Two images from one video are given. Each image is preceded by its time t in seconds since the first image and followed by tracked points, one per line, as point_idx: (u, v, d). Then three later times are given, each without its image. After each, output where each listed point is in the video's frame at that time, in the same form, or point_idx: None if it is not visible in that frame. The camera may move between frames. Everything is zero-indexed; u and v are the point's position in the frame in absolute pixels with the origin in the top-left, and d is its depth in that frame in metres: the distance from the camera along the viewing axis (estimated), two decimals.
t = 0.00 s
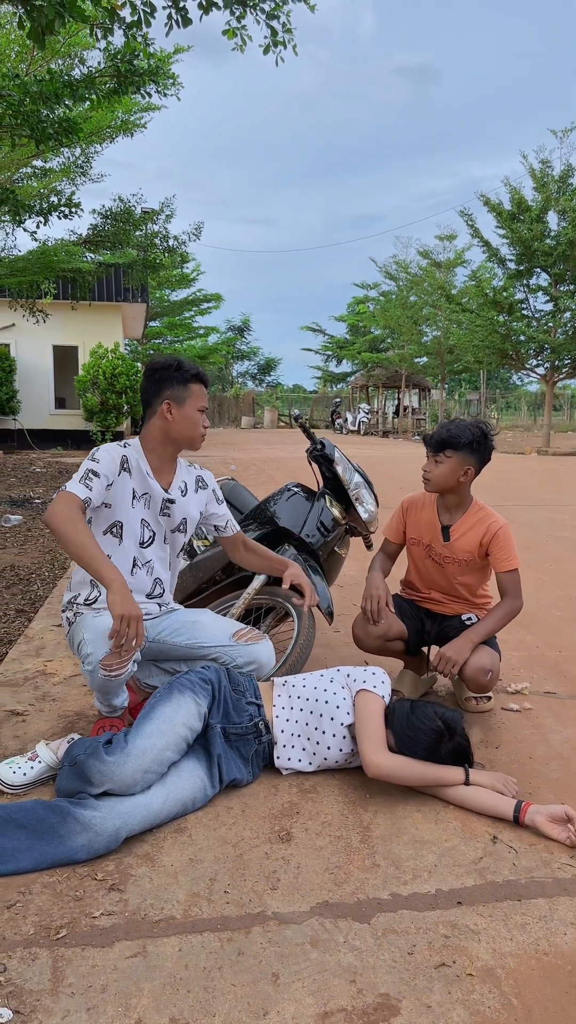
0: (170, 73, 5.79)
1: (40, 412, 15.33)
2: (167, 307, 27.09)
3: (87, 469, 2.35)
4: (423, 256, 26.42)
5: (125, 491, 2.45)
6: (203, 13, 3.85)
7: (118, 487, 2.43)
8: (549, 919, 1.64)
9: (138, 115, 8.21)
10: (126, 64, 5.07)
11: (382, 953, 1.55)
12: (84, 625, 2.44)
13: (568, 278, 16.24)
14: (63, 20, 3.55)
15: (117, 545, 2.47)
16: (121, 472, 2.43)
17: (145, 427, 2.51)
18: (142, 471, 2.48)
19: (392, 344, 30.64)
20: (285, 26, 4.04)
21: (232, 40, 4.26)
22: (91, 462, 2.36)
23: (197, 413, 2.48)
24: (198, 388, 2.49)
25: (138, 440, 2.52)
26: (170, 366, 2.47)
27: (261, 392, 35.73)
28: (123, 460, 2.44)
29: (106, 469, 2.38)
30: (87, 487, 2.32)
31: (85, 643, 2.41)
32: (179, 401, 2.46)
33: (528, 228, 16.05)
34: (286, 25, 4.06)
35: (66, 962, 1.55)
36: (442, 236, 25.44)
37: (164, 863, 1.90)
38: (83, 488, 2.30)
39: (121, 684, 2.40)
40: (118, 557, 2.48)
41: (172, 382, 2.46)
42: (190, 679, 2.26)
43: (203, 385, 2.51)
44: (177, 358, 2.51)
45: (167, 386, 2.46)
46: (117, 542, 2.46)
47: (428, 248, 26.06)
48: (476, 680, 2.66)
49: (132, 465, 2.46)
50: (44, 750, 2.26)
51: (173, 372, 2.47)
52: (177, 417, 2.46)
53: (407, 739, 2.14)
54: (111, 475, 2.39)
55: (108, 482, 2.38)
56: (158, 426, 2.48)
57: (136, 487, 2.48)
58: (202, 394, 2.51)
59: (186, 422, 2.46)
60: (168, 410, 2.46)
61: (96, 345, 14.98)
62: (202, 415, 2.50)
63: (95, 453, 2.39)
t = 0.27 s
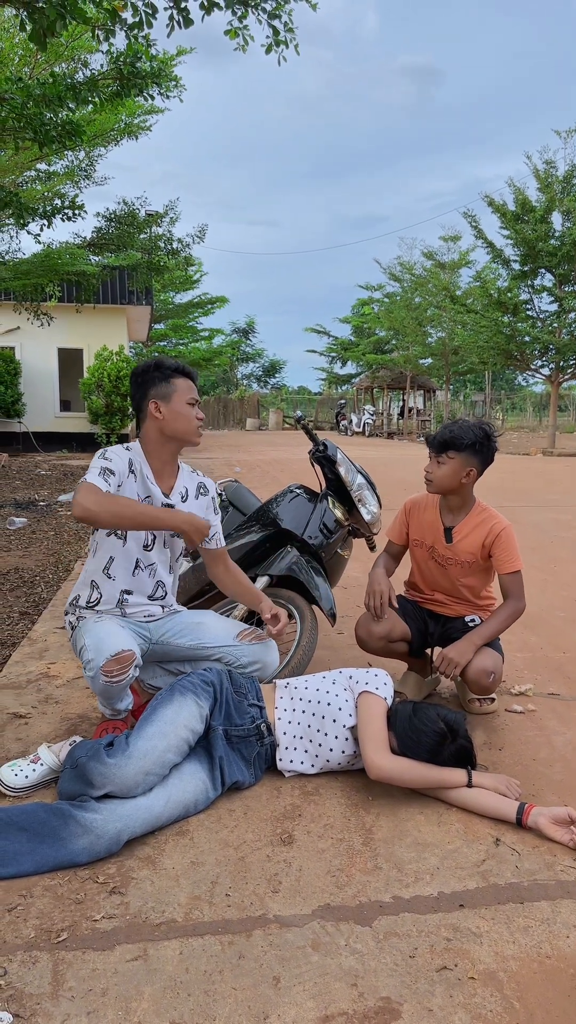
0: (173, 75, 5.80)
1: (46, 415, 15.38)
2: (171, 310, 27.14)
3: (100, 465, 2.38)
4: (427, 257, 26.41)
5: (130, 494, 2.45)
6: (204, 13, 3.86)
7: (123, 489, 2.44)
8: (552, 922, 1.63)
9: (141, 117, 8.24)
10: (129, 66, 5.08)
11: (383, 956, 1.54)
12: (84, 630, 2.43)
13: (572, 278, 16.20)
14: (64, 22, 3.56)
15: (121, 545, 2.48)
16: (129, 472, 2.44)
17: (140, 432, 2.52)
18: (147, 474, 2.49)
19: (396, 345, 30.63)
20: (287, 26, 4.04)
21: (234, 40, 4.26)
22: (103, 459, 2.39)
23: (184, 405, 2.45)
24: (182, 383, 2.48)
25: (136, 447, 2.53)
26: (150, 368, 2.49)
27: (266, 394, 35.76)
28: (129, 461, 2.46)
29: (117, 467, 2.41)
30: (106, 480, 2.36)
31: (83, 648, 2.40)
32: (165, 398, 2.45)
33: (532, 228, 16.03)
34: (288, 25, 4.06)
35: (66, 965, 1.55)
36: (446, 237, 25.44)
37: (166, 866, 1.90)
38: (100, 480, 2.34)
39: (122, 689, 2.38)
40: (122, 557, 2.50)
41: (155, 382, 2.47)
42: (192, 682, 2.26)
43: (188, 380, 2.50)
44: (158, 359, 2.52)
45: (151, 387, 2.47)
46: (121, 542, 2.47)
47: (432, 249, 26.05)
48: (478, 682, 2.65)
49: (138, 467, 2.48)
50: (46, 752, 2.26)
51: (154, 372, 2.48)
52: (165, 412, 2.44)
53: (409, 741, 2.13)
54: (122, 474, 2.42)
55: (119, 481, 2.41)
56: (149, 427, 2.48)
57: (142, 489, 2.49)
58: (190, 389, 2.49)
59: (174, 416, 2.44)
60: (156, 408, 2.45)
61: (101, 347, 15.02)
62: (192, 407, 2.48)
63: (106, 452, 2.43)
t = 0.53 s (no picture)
0: (175, 76, 5.81)
1: (49, 416, 15.40)
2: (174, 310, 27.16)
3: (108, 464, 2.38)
4: (430, 257, 26.38)
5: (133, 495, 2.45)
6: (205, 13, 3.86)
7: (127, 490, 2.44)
8: (553, 925, 1.63)
9: (144, 118, 8.24)
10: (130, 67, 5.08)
11: (383, 959, 1.53)
12: (83, 630, 2.43)
13: None
14: (65, 22, 3.56)
15: (123, 546, 2.47)
16: (135, 473, 2.45)
17: (145, 434, 2.50)
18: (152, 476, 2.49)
19: (399, 345, 30.60)
20: (287, 26, 4.04)
21: (235, 40, 4.26)
22: (111, 460, 2.40)
23: (192, 412, 2.43)
24: (193, 390, 2.45)
25: (141, 448, 2.52)
26: (162, 371, 2.46)
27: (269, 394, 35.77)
28: (135, 462, 2.46)
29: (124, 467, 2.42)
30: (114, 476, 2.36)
31: (83, 648, 2.40)
32: (172, 403, 2.42)
33: (535, 228, 15.99)
34: (288, 24, 4.06)
35: (65, 968, 1.55)
36: (449, 237, 25.42)
37: (166, 868, 1.90)
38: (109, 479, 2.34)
39: (123, 687, 2.38)
40: (123, 558, 2.49)
41: (165, 386, 2.44)
42: (193, 684, 2.26)
43: (198, 387, 2.47)
44: (171, 361, 2.48)
45: (160, 391, 2.45)
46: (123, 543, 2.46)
47: (435, 249, 26.02)
48: (481, 683, 2.64)
49: (143, 468, 2.48)
50: (46, 754, 2.26)
51: (165, 376, 2.45)
52: (171, 418, 2.42)
53: (409, 743, 2.13)
54: (129, 474, 2.42)
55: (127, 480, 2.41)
56: (155, 431, 2.46)
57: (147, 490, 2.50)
58: (200, 396, 2.46)
59: (180, 422, 2.42)
60: (162, 413, 2.43)
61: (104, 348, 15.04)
62: (199, 414, 2.45)
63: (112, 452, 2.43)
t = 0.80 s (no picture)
0: (176, 75, 5.80)
1: (52, 416, 15.41)
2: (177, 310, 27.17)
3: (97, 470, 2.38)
4: (433, 256, 26.35)
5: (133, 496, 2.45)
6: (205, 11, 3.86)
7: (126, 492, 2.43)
8: (551, 924, 1.62)
9: (145, 118, 8.24)
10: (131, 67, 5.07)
11: (381, 958, 1.53)
12: (86, 626, 2.43)
13: None
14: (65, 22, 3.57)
15: (122, 548, 2.48)
16: (130, 476, 2.44)
17: (150, 435, 2.50)
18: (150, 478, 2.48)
19: (402, 345, 30.58)
20: (288, 23, 4.04)
21: (236, 38, 4.26)
22: (101, 464, 2.39)
23: (195, 416, 2.42)
24: (197, 394, 2.43)
25: (144, 448, 2.52)
26: (169, 372, 2.45)
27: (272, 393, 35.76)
28: (132, 465, 2.46)
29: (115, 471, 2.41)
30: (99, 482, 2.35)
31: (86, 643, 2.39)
32: (176, 406, 2.41)
33: (538, 226, 15.96)
34: (288, 22, 4.05)
35: (63, 967, 1.55)
36: (451, 236, 25.39)
37: (165, 867, 1.90)
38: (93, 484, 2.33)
39: (127, 682, 2.38)
40: (123, 559, 2.49)
41: (171, 388, 2.43)
42: (192, 682, 2.25)
43: (204, 391, 2.45)
44: (180, 362, 2.47)
45: (165, 392, 2.44)
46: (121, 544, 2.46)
47: (438, 248, 25.99)
48: (483, 682, 2.63)
49: (141, 470, 2.48)
50: (46, 753, 2.26)
51: (171, 378, 2.44)
52: (174, 421, 2.42)
53: (409, 741, 2.12)
54: (121, 478, 2.41)
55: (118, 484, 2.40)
56: (159, 432, 2.45)
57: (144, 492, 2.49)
58: (205, 400, 2.45)
59: (182, 427, 2.41)
60: (166, 415, 2.43)
61: (106, 348, 15.04)
62: (203, 418, 2.44)
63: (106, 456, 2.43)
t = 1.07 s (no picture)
0: (177, 73, 5.79)
1: (55, 415, 15.42)
2: (180, 308, 27.18)
3: (91, 494, 2.30)
4: (436, 254, 26.30)
5: (133, 509, 2.40)
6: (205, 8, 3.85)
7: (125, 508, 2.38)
8: (548, 921, 1.62)
9: (147, 117, 8.23)
10: (132, 65, 5.04)
11: (377, 955, 1.53)
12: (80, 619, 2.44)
13: None
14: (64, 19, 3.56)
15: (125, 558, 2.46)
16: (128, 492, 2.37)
17: (152, 440, 2.47)
18: (150, 489, 2.42)
19: (405, 343, 30.53)
20: (287, 20, 4.02)
21: (236, 35, 4.25)
22: (95, 487, 2.31)
23: (198, 416, 2.40)
24: (199, 393, 2.43)
25: (147, 454, 2.48)
26: (169, 375, 2.44)
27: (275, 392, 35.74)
28: (130, 479, 2.38)
29: (111, 492, 2.33)
30: (91, 512, 2.27)
31: (78, 634, 2.41)
32: (179, 407, 2.40)
33: (541, 224, 15.91)
34: (288, 19, 4.04)
35: (58, 964, 1.54)
36: (455, 235, 25.34)
37: (161, 865, 1.90)
38: (87, 515, 2.26)
39: (118, 673, 2.38)
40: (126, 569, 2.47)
41: (173, 389, 2.42)
42: (190, 680, 2.25)
43: (206, 390, 2.45)
44: (180, 364, 2.46)
45: (167, 394, 2.43)
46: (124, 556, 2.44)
47: (441, 247, 25.94)
48: (482, 680, 2.62)
49: (139, 483, 2.41)
50: (44, 751, 2.26)
51: (172, 381, 2.44)
52: (179, 423, 2.40)
53: (407, 739, 2.12)
54: (117, 497, 2.34)
55: (115, 505, 2.33)
56: (163, 435, 2.43)
57: (144, 504, 2.43)
58: (207, 401, 2.44)
59: (187, 427, 2.39)
60: (170, 418, 2.41)
61: (109, 346, 15.05)
62: (206, 418, 2.42)
63: (101, 475, 2.34)
